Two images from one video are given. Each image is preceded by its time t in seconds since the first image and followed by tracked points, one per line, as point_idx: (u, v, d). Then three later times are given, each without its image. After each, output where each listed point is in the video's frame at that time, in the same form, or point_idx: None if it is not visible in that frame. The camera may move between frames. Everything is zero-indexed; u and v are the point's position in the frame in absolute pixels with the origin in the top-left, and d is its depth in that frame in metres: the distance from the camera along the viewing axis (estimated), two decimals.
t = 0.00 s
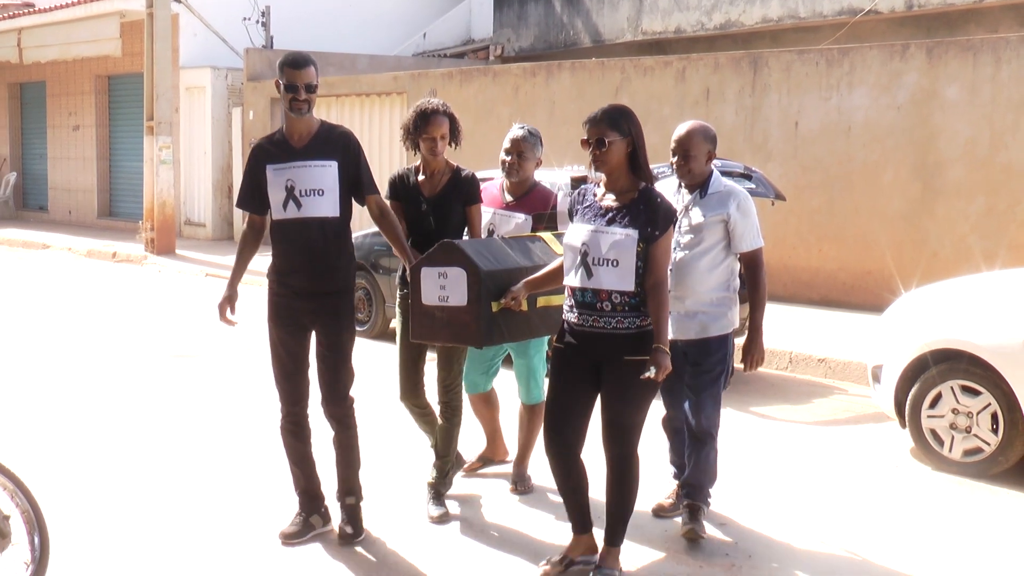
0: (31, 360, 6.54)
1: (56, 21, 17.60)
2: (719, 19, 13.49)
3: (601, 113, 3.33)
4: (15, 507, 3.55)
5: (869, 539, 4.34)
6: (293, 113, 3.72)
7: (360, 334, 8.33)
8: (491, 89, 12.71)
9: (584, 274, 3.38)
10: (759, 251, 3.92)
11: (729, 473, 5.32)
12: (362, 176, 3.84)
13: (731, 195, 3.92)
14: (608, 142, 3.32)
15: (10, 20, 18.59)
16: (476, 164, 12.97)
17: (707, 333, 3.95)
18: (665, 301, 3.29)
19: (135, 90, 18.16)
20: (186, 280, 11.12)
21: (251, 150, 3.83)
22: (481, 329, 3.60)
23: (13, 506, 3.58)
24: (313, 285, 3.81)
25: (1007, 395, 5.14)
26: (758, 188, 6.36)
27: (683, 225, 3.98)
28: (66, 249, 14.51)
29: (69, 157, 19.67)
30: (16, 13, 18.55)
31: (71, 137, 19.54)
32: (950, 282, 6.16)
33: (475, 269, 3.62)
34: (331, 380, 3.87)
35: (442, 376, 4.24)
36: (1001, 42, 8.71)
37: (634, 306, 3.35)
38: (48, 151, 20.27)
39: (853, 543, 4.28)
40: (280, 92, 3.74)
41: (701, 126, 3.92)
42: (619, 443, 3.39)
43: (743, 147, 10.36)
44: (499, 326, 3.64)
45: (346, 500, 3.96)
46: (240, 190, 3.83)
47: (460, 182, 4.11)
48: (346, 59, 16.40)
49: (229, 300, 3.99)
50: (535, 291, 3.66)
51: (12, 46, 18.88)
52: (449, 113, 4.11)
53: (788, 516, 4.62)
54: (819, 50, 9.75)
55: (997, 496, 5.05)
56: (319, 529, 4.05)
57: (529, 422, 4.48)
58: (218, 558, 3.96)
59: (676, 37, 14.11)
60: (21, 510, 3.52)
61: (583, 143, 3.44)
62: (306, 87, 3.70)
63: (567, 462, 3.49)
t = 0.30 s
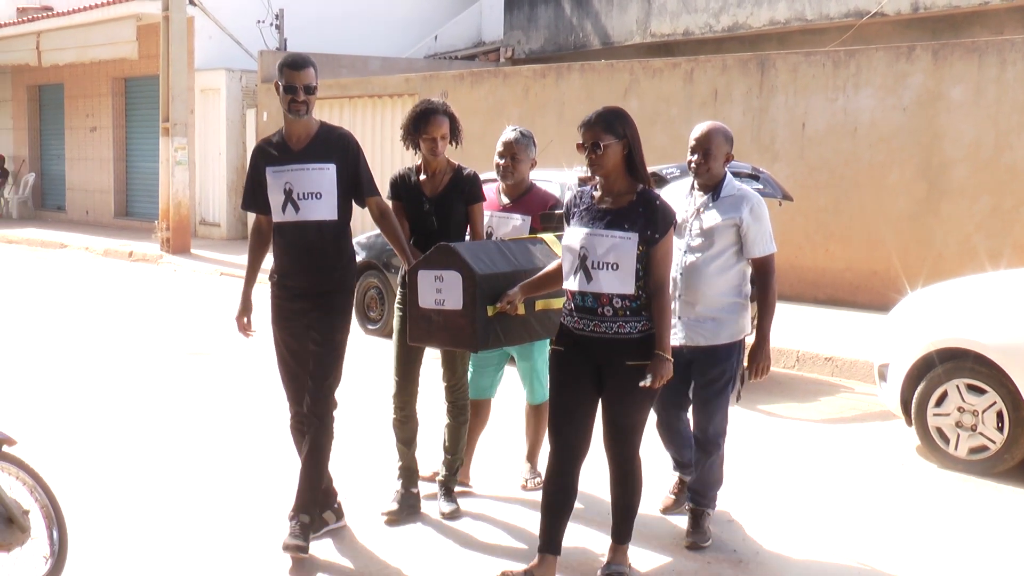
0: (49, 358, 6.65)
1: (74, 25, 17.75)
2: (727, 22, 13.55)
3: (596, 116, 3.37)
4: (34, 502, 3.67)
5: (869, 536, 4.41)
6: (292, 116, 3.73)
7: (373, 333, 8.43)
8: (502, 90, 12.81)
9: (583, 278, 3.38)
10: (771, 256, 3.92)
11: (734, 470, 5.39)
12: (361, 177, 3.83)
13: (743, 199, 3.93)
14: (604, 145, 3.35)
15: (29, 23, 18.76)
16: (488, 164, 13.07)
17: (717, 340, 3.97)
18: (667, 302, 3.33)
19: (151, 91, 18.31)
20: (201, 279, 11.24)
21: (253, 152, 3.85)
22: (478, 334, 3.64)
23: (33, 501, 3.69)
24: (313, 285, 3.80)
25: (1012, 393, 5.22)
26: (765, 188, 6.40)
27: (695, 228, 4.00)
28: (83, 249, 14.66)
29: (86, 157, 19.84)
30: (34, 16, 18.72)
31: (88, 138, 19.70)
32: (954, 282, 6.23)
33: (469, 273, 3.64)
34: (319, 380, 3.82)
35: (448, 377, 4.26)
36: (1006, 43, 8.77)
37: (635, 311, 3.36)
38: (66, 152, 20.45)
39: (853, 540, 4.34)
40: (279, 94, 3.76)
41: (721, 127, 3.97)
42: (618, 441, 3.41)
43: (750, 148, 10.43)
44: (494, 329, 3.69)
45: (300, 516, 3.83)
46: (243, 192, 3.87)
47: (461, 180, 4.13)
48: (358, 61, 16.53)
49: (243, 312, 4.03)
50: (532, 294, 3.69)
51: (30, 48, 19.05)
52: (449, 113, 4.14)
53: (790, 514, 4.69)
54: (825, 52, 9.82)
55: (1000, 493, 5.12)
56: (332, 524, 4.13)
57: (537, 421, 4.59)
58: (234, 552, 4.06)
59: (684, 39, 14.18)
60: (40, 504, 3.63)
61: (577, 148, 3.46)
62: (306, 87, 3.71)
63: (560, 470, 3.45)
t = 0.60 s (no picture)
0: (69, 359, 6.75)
1: (91, 32, 17.89)
2: (735, 28, 13.61)
3: (581, 122, 3.33)
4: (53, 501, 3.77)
5: (874, 538, 4.46)
6: (290, 123, 3.72)
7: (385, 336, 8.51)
8: (512, 96, 12.88)
9: (568, 286, 3.33)
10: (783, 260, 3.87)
11: (742, 472, 5.46)
12: (360, 188, 3.81)
13: (755, 203, 3.89)
14: (589, 151, 3.31)
15: (47, 30, 18.94)
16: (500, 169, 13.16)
17: (726, 346, 3.95)
18: (659, 313, 3.32)
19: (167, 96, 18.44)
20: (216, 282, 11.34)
21: (256, 156, 3.87)
22: (468, 347, 3.72)
23: (51, 500, 3.78)
24: (303, 295, 3.79)
25: (1017, 395, 5.29)
26: (772, 192, 6.47)
27: (706, 233, 3.97)
28: (99, 253, 14.79)
29: (102, 162, 19.99)
30: (53, 24, 18.89)
31: (105, 143, 19.86)
32: (959, 285, 6.29)
33: (462, 285, 3.70)
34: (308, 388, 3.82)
35: (442, 381, 4.30)
36: (1011, 49, 8.84)
37: (620, 320, 3.32)
38: (83, 156, 20.61)
39: (856, 543, 4.39)
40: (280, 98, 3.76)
41: (731, 130, 3.94)
42: (612, 441, 3.41)
43: (756, 152, 10.49)
44: (489, 339, 3.77)
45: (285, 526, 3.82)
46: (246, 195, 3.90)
47: (453, 186, 4.11)
48: (370, 67, 16.65)
49: (250, 315, 4.07)
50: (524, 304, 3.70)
51: (49, 55, 19.21)
52: (443, 121, 4.07)
53: (796, 515, 4.76)
54: (832, 58, 9.90)
55: (1005, 494, 5.18)
56: (344, 523, 4.20)
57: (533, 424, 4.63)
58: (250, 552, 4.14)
59: (692, 45, 14.25)
60: (58, 503, 3.72)
61: (563, 155, 3.41)
62: (304, 94, 3.70)
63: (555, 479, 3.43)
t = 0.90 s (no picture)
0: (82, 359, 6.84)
1: (102, 36, 18.03)
2: (737, 31, 13.69)
3: (558, 123, 3.31)
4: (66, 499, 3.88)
5: (872, 536, 4.53)
6: (284, 122, 3.72)
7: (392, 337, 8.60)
8: (517, 98, 12.97)
9: (537, 284, 3.30)
10: (781, 264, 3.88)
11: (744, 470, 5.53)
12: (356, 191, 3.78)
13: (754, 207, 3.89)
14: (565, 153, 3.29)
15: (60, 35, 19.07)
16: (505, 171, 13.26)
17: (727, 351, 3.94)
18: (630, 315, 3.26)
19: (179, 100, 18.56)
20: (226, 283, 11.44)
21: (254, 155, 3.88)
22: (457, 351, 3.73)
23: (65, 497, 3.88)
24: (291, 301, 3.76)
25: (1019, 394, 5.37)
26: (774, 194, 6.55)
27: (704, 236, 3.96)
28: (111, 254, 14.92)
29: (113, 164, 20.12)
30: (65, 28, 19.03)
31: (117, 146, 19.99)
32: (959, 286, 6.37)
33: (450, 288, 3.70)
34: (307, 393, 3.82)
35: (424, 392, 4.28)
36: (1011, 53, 8.91)
37: (588, 321, 3.27)
38: (95, 159, 20.74)
39: (855, 541, 4.46)
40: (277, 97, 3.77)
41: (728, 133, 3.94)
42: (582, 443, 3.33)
43: (759, 154, 10.58)
44: (478, 343, 3.78)
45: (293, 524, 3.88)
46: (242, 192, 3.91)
47: (444, 188, 4.14)
48: (377, 70, 16.75)
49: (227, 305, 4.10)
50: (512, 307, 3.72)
51: (61, 59, 19.34)
52: (437, 126, 4.12)
53: (796, 514, 4.83)
54: (833, 61, 9.97)
55: (1004, 492, 5.26)
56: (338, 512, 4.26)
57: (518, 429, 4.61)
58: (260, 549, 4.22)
59: (696, 48, 14.33)
60: (72, 500, 3.81)
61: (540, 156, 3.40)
62: (297, 94, 3.70)
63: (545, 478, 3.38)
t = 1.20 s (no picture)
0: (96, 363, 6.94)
1: (113, 45, 18.17)
2: (739, 37, 13.77)
3: (542, 127, 3.23)
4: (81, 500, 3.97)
5: (873, 536, 4.60)
6: (282, 129, 3.74)
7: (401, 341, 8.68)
8: (522, 103, 13.06)
9: (521, 292, 3.27)
10: (768, 271, 3.93)
11: (748, 471, 5.60)
12: (353, 195, 3.83)
13: (741, 214, 3.93)
14: (549, 157, 3.21)
15: (72, 44, 19.19)
16: (511, 176, 13.35)
17: (716, 359, 3.99)
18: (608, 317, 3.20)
19: (189, 107, 18.68)
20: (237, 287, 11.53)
21: (250, 161, 3.90)
22: (446, 357, 3.63)
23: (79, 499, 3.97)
24: (288, 304, 3.81)
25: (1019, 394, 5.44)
26: (777, 197, 6.62)
27: (691, 245, 3.99)
28: (122, 258, 15.02)
29: (124, 170, 20.25)
30: (77, 37, 19.15)
31: (128, 153, 20.10)
32: (959, 288, 6.44)
33: (440, 295, 3.61)
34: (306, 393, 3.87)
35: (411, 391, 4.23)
36: (1010, 56, 8.98)
37: (571, 323, 3.22)
38: (106, 166, 20.85)
39: (855, 541, 4.53)
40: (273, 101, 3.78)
41: (714, 140, 3.97)
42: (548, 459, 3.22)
43: (762, 158, 10.67)
44: (469, 351, 3.68)
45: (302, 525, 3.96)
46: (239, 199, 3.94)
47: (436, 195, 4.18)
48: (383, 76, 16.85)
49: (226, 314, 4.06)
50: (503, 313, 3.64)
51: (73, 68, 19.46)
52: (428, 131, 4.13)
53: (799, 514, 4.91)
54: (834, 65, 10.04)
55: (1004, 490, 5.34)
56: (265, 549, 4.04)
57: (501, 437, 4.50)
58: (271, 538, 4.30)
59: (698, 53, 14.42)
60: (86, 502, 3.91)
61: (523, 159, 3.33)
62: (293, 99, 3.71)
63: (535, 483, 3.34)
